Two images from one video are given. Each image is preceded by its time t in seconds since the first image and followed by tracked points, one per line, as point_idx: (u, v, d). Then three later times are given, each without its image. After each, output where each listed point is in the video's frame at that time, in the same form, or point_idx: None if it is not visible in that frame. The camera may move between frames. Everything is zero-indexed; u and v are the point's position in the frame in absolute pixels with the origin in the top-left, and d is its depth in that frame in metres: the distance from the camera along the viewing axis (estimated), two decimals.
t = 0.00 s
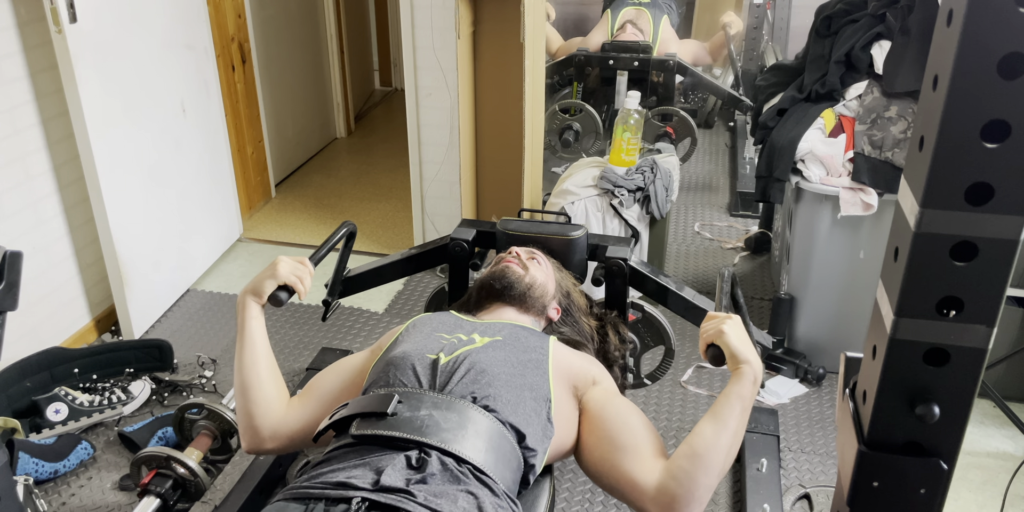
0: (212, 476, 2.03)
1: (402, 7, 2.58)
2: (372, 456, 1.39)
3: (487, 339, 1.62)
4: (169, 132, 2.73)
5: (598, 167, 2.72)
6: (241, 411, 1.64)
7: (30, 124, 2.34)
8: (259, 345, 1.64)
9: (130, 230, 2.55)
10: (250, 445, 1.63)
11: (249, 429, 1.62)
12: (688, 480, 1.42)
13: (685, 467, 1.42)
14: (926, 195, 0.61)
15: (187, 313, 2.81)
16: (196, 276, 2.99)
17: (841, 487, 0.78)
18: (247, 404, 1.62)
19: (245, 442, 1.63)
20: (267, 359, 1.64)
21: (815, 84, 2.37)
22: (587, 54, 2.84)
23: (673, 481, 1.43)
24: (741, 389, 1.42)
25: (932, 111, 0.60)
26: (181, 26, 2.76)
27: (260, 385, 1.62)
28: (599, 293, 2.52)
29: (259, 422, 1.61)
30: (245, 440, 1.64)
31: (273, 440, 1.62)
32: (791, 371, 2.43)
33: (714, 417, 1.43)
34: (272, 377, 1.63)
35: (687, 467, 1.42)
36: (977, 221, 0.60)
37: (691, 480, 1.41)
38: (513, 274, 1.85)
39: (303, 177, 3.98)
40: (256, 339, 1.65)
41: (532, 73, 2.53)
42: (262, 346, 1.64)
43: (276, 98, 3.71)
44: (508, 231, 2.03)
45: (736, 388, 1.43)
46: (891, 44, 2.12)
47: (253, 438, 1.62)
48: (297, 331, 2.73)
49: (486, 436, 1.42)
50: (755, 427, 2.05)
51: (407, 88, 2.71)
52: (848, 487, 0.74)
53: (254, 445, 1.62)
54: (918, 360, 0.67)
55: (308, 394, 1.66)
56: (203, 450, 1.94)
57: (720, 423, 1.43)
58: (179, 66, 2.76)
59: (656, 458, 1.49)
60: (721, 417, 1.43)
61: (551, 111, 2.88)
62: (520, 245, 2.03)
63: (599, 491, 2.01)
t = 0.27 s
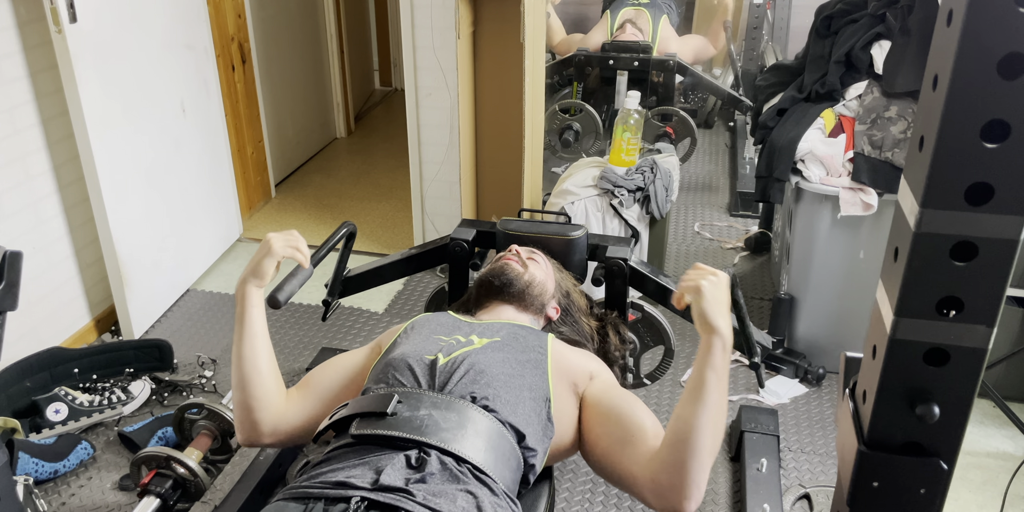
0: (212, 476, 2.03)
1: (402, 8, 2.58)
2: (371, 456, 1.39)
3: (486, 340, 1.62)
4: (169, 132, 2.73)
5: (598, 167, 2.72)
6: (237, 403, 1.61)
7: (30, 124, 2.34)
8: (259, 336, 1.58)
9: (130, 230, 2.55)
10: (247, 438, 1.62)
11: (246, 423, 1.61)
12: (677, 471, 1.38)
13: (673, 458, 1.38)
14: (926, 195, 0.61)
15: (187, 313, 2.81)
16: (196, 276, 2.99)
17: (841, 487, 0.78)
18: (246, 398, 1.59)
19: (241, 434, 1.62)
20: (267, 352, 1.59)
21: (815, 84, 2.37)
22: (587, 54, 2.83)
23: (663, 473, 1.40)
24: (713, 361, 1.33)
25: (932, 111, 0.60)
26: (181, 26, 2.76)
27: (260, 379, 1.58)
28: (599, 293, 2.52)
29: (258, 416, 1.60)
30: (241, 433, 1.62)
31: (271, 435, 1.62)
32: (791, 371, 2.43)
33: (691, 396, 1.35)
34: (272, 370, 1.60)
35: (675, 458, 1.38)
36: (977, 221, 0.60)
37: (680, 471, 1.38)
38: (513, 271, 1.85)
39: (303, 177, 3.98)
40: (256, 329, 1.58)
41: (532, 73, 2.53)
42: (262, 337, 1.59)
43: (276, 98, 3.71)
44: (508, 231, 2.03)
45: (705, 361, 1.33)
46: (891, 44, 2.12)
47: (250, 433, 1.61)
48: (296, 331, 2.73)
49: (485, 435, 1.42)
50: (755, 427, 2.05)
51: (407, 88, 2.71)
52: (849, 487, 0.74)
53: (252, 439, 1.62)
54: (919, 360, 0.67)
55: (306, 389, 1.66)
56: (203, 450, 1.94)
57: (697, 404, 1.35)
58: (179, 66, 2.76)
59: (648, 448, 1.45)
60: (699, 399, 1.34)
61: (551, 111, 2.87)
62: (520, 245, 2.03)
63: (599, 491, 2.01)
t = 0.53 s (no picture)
0: (212, 476, 2.03)
1: (402, 8, 2.58)
2: (368, 455, 1.39)
3: (483, 341, 1.58)
4: (169, 131, 2.73)
5: (598, 166, 2.72)
6: (261, 337, 1.53)
7: (30, 125, 2.34)
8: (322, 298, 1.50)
9: (129, 230, 2.55)
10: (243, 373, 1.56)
11: (256, 362, 1.54)
12: (622, 390, 1.39)
13: (605, 387, 1.39)
14: (926, 195, 0.61)
15: (187, 313, 2.81)
16: (196, 276, 2.99)
17: (842, 487, 0.78)
18: (275, 345, 1.52)
19: (243, 362, 1.55)
20: (320, 317, 1.51)
21: (815, 84, 2.37)
22: (587, 54, 2.81)
23: (619, 404, 1.40)
24: (543, 282, 1.40)
25: (932, 111, 0.60)
26: (181, 26, 2.76)
27: (299, 338, 1.52)
28: (600, 293, 2.52)
29: (273, 369, 1.54)
30: (245, 363, 1.55)
31: (268, 384, 1.59)
32: (791, 370, 2.43)
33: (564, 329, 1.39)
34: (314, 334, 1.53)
35: (606, 389, 1.39)
36: (977, 221, 0.61)
37: (624, 393, 1.38)
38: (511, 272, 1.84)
39: (303, 177, 3.98)
40: (324, 290, 1.49)
41: (533, 73, 2.53)
42: (323, 299, 1.50)
43: (276, 98, 3.71)
44: (508, 231, 2.03)
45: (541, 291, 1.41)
46: (891, 44, 2.12)
47: (253, 374, 1.55)
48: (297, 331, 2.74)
49: (481, 434, 1.42)
50: (755, 427, 2.05)
51: (407, 88, 2.71)
52: (849, 487, 0.74)
53: (250, 379, 1.57)
54: (918, 360, 0.67)
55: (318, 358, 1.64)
56: (203, 450, 1.94)
57: (576, 324, 1.38)
58: (178, 65, 2.76)
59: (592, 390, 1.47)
60: (563, 322, 1.39)
61: (551, 111, 2.86)
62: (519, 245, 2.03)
63: (599, 491, 2.01)
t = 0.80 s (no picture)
0: (212, 476, 2.03)
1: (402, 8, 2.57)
2: (365, 457, 1.39)
3: (479, 342, 1.61)
4: (169, 132, 2.73)
5: (598, 167, 2.72)
6: (326, 277, 1.55)
7: (30, 124, 2.34)
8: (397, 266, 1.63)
9: (129, 230, 2.54)
10: (288, 309, 1.55)
11: (312, 299, 1.54)
12: (570, 307, 1.49)
13: (551, 311, 1.51)
14: (926, 195, 0.61)
15: (187, 313, 2.81)
16: (196, 276, 2.99)
17: (842, 487, 0.78)
18: (339, 291, 1.55)
19: (296, 295, 1.54)
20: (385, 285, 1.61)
21: (815, 84, 2.37)
22: (587, 54, 2.78)
23: (569, 322, 1.49)
24: (489, 261, 1.68)
25: (932, 111, 0.60)
26: (181, 26, 2.76)
27: (360, 293, 1.57)
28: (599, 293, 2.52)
29: (322, 315, 1.55)
30: (299, 297, 1.54)
31: (303, 330, 1.57)
32: (791, 371, 2.43)
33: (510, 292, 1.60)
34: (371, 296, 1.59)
35: (553, 311, 1.51)
36: (977, 221, 0.60)
37: (568, 307, 1.49)
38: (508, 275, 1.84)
39: (303, 177, 3.98)
40: (402, 259, 1.64)
41: (533, 73, 2.53)
42: (394, 267, 1.63)
43: (276, 98, 3.71)
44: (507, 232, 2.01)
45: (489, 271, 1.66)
46: (891, 44, 2.12)
47: (301, 312, 1.54)
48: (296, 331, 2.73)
49: (479, 435, 1.42)
50: (755, 427, 2.05)
51: (407, 88, 2.71)
52: (849, 487, 0.74)
53: (292, 317, 1.55)
54: (918, 360, 0.67)
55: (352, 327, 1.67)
56: (202, 450, 1.94)
57: (516, 274, 1.59)
58: (178, 65, 2.76)
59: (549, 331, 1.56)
60: (506, 281, 1.61)
61: (551, 111, 2.87)
62: (519, 245, 2.03)
63: (599, 491, 2.01)
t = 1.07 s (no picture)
0: (212, 476, 2.03)
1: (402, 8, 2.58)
2: (366, 457, 1.39)
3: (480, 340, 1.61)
4: (169, 132, 2.73)
5: (598, 167, 2.72)
6: (344, 283, 1.57)
7: (30, 124, 2.34)
8: (412, 281, 1.66)
9: (129, 230, 2.54)
10: (302, 310, 1.55)
11: (328, 301, 1.55)
12: (571, 289, 1.51)
13: (552, 297, 1.53)
14: (926, 195, 0.61)
15: (187, 313, 2.81)
16: (196, 276, 2.99)
17: (842, 487, 0.78)
18: (355, 297, 1.57)
19: (312, 297, 1.55)
20: (398, 298, 1.63)
21: (815, 84, 2.37)
22: (587, 54, 2.78)
23: (572, 302, 1.51)
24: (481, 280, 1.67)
25: (932, 111, 0.60)
26: (181, 26, 2.76)
27: (374, 301, 1.60)
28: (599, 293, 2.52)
29: (336, 319, 1.57)
30: (315, 299, 1.55)
31: (313, 332, 1.58)
32: (791, 371, 2.43)
33: (507, 295, 1.61)
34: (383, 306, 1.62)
35: (554, 296, 1.53)
36: (977, 221, 0.60)
37: (569, 288, 1.51)
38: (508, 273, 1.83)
39: (303, 177, 3.98)
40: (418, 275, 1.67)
41: (533, 73, 2.52)
42: (410, 282, 1.65)
43: (276, 99, 3.71)
44: (508, 231, 2.03)
45: (482, 289, 1.66)
46: (891, 44, 2.12)
47: (315, 314, 1.55)
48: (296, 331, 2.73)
49: (480, 434, 1.42)
50: (755, 427, 2.05)
51: (407, 88, 2.71)
52: (849, 487, 0.74)
53: (306, 317, 1.55)
54: (918, 360, 0.67)
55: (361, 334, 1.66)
56: (202, 450, 1.94)
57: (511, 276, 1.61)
58: (178, 65, 2.76)
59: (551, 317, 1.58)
60: (501, 287, 1.62)
61: (551, 111, 2.86)
62: (519, 245, 2.03)
63: (599, 491, 2.01)
